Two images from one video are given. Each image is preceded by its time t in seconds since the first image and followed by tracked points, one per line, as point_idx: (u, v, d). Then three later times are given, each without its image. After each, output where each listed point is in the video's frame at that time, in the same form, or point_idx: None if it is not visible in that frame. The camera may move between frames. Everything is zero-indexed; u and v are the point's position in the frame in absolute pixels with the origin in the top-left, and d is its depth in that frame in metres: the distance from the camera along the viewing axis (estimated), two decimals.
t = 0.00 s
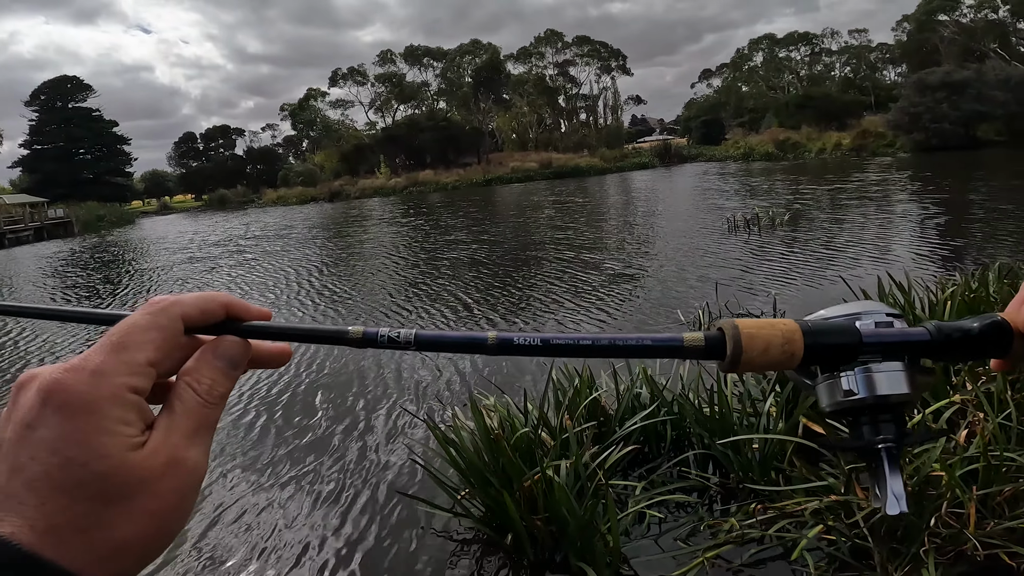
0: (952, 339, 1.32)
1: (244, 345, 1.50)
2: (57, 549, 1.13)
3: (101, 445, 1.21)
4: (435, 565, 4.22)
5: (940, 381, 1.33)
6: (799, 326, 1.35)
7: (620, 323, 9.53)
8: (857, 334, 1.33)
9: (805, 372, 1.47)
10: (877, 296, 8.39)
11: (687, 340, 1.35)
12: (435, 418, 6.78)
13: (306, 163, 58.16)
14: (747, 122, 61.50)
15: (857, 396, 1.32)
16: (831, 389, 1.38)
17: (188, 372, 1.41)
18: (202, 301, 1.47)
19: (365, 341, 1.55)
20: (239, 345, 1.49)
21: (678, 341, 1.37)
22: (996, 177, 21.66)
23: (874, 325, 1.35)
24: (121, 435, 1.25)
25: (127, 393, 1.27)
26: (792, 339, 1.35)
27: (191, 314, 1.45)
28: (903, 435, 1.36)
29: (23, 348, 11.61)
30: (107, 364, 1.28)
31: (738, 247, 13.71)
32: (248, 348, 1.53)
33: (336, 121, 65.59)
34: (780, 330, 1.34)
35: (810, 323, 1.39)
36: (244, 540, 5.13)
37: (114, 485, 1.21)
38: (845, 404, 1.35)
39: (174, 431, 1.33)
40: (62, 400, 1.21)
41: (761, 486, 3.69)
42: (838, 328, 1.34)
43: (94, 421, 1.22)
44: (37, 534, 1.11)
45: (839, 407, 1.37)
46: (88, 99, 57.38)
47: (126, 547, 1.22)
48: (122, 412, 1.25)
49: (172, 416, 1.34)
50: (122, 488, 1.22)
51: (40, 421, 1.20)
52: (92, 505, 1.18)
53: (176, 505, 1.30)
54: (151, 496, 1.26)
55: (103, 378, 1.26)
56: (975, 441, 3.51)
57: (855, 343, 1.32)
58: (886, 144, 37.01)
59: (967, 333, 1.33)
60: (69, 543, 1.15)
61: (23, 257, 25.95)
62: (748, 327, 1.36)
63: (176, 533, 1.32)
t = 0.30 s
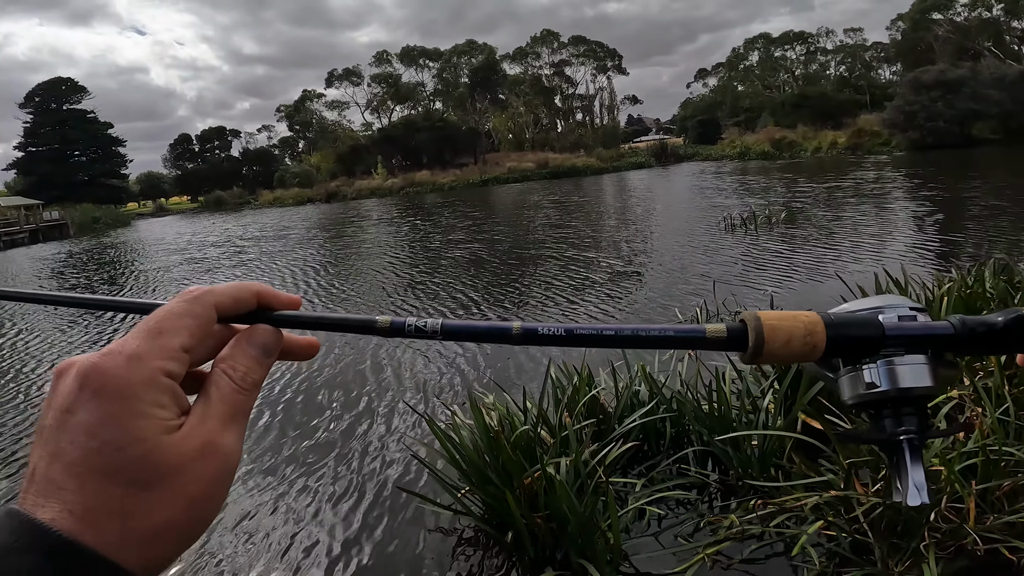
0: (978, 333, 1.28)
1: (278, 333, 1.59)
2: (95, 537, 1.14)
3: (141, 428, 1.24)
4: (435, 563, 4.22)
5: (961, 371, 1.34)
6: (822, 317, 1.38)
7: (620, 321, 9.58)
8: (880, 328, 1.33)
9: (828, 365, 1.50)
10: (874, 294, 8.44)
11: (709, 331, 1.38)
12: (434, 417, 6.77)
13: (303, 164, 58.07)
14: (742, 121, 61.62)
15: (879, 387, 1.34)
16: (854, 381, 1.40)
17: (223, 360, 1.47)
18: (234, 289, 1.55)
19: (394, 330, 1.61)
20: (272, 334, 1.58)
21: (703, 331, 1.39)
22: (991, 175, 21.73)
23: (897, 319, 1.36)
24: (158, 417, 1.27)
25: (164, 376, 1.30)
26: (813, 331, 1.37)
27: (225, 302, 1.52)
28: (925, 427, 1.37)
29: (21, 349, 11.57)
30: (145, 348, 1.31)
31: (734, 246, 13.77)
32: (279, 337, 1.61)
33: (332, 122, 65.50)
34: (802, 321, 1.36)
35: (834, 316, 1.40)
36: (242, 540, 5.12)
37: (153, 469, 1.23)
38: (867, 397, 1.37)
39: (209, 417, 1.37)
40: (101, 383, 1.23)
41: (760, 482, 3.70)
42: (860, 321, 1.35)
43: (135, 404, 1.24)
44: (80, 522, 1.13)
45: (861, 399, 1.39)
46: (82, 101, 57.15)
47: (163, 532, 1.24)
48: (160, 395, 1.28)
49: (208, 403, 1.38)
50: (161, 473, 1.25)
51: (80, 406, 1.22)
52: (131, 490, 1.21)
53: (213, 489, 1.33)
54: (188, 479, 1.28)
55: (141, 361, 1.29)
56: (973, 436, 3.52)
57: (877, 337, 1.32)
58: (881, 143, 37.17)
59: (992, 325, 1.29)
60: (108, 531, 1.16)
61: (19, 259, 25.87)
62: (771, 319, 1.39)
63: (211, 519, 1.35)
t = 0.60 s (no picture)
0: (983, 354, 1.36)
1: (308, 347, 1.69)
2: (136, 536, 1.22)
3: (180, 433, 1.34)
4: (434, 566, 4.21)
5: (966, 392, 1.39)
6: (829, 338, 1.46)
7: (620, 322, 9.60)
8: (887, 349, 1.40)
9: (836, 384, 1.56)
10: (872, 293, 8.46)
11: (721, 351, 1.45)
12: (434, 421, 6.78)
13: (300, 168, 58.03)
14: (739, 121, 61.63)
15: (884, 406, 1.40)
16: (860, 400, 1.46)
17: (256, 372, 1.56)
18: (265, 303, 1.66)
19: (419, 346, 1.71)
20: (303, 349, 1.68)
21: (713, 351, 1.46)
22: (988, 172, 21.74)
23: (905, 341, 1.42)
24: (195, 424, 1.37)
25: (203, 384, 1.40)
26: (823, 352, 1.45)
27: (258, 315, 1.63)
28: (928, 445, 1.42)
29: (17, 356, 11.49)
30: (184, 358, 1.42)
31: (733, 245, 13.78)
32: (309, 351, 1.71)
33: (329, 125, 65.47)
34: (812, 342, 1.44)
35: (843, 337, 1.48)
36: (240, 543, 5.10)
37: (192, 471, 1.32)
38: (874, 415, 1.42)
39: (243, 422, 1.45)
40: (145, 391, 1.34)
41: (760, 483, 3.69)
42: (868, 342, 1.42)
43: (176, 410, 1.35)
44: (122, 524, 1.21)
45: (867, 417, 1.45)
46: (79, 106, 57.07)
47: (199, 533, 1.31)
48: (198, 403, 1.38)
49: (242, 412, 1.47)
50: (199, 475, 1.33)
51: (125, 414, 1.33)
52: (170, 490, 1.29)
53: (248, 487, 1.41)
54: (222, 483, 1.36)
55: (181, 371, 1.40)
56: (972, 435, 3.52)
57: (884, 355, 1.40)
58: (878, 141, 37.17)
59: (996, 347, 1.36)
60: (149, 529, 1.24)
61: (17, 265, 25.84)
62: (781, 341, 1.46)
63: (245, 519, 1.41)
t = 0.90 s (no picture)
0: (962, 391, 1.39)
1: (325, 377, 1.68)
2: (158, 548, 1.20)
3: (203, 453, 1.33)
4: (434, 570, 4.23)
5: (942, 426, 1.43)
6: (815, 376, 1.47)
7: (625, 321, 9.62)
8: (870, 386, 1.42)
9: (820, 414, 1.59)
10: (872, 293, 8.45)
11: (713, 386, 1.46)
12: (434, 426, 6.78)
13: (300, 173, 58.13)
14: (738, 121, 61.60)
15: (864, 440, 1.45)
16: (843, 431, 1.50)
17: (276, 398, 1.55)
18: (286, 335, 1.64)
19: (428, 378, 1.70)
20: (320, 379, 1.66)
21: (706, 387, 1.47)
22: (988, 170, 21.69)
23: (890, 377, 1.45)
24: (218, 443, 1.36)
25: (225, 408, 1.40)
26: (808, 390, 1.46)
27: (278, 345, 1.63)
28: (899, 477, 1.48)
29: (18, 363, 11.48)
30: (210, 381, 1.43)
31: (733, 245, 13.77)
32: (326, 382, 1.70)
33: (328, 129, 65.56)
34: (799, 382, 1.46)
35: (828, 373, 1.50)
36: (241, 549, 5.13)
37: (214, 486, 1.32)
38: (854, 446, 1.48)
39: (264, 445, 1.44)
40: (171, 413, 1.36)
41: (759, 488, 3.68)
42: (852, 379, 1.44)
43: (202, 430, 1.35)
44: (146, 534, 1.20)
45: (849, 448, 1.50)
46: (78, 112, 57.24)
47: (217, 546, 1.30)
48: (223, 423, 1.38)
49: (263, 434, 1.46)
50: (219, 490, 1.32)
51: (151, 432, 1.34)
52: (192, 504, 1.28)
53: (264, 506, 1.39)
54: (241, 500, 1.35)
55: (207, 394, 1.40)
56: (973, 438, 3.50)
57: (866, 392, 1.43)
58: (877, 139, 37.15)
59: (974, 387, 1.41)
60: (173, 540, 1.24)
61: (18, 272, 25.89)
62: (769, 376, 1.49)
63: (257, 538, 1.39)
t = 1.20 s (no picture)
0: (946, 416, 1.40)
1: (326, 383, 1.68)
2: (178, 542, 1.20)
3: (217, 454, 1.33)
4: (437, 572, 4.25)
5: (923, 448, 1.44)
6: (800, 397, 1.46)
7: (629, 321, 9.66)
8: (854, 407, 1.42)
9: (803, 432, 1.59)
10: (873, 292, 8.44)
11: (696, 405, 1.47)
12: (435, 427, 6.80)
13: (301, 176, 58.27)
14: (738, 120, 61.57)
15: (846, 460, 1.45)
16: (826, 451, 1.51)
17: (282, 403, 1.54)
18: (290, 342, 1.64)
19: (421, 387, 1.71)
20: (321, 384, 1.67)
21: (690, 404, 1.48)
22: (988, 167, 21.64)
23: (878, 398, 1.44)
24: (231, 443, 1.36)
25: (237, 411, 1.40)
26: (791, 413, 1.45)
27: (282, 350, 1.63)
28: (872, 496, 1.51)
29: (24, 368, 11.50)
30: (220, 387, 1.42)
31: (735, 244, 13.77)
32: (328, 385, 1.70)
33: (329, 132, 65.71)
34: (781, 405, 1.45)
35: (813, 394, 1.49)
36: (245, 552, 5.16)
37: (228, 485, 1.31)
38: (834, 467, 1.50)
39: (276, 445, 1.44)
40: (185, 416, 1.35)
41: (761, 490, 3.69)
42: (836, 402, 1.43)
43: (213, 431, 1.35)
44: (166, 529, 1.20)
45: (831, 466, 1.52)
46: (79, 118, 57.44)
47: (233, 544, 1.28)
48: (235, 427, 1.38)
49: (271, 433, 1.45)
50: (233, 487, 1.32)
51: (166, 432, 1.33)
52: (209, 501, 1.28)
53: (274, 502, 1.38)
54: (254, 498, 1.34)
55: (220, 397, 1.40)
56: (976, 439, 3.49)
57: (848, 413, 1.42)
58: (878, 137, 37.10)
59: (960, 412, 1.41)
60: (191, 537, 1.22)
61: (21, 277, 25.99)
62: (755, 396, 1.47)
63: (268, 535, 1.37)
